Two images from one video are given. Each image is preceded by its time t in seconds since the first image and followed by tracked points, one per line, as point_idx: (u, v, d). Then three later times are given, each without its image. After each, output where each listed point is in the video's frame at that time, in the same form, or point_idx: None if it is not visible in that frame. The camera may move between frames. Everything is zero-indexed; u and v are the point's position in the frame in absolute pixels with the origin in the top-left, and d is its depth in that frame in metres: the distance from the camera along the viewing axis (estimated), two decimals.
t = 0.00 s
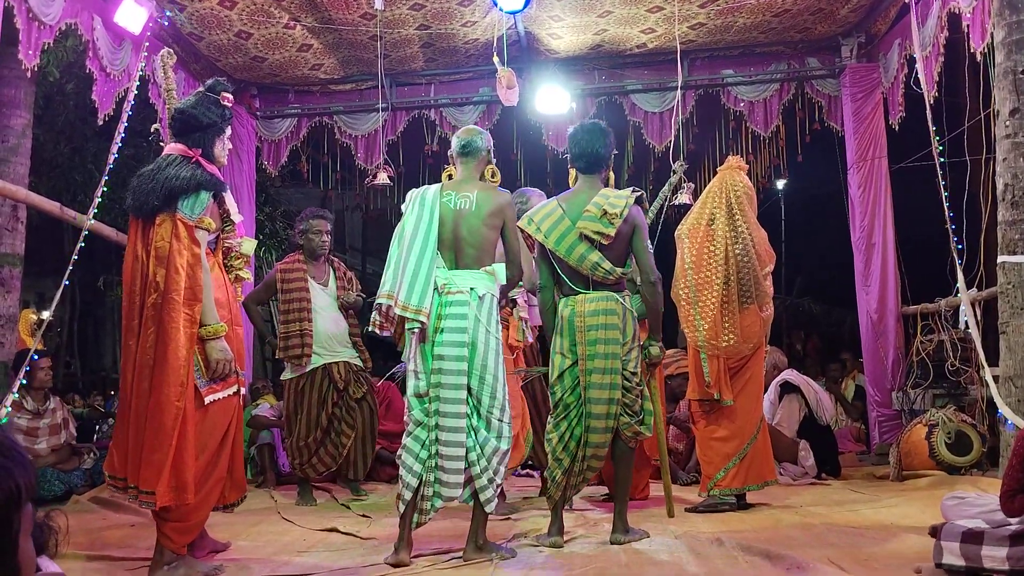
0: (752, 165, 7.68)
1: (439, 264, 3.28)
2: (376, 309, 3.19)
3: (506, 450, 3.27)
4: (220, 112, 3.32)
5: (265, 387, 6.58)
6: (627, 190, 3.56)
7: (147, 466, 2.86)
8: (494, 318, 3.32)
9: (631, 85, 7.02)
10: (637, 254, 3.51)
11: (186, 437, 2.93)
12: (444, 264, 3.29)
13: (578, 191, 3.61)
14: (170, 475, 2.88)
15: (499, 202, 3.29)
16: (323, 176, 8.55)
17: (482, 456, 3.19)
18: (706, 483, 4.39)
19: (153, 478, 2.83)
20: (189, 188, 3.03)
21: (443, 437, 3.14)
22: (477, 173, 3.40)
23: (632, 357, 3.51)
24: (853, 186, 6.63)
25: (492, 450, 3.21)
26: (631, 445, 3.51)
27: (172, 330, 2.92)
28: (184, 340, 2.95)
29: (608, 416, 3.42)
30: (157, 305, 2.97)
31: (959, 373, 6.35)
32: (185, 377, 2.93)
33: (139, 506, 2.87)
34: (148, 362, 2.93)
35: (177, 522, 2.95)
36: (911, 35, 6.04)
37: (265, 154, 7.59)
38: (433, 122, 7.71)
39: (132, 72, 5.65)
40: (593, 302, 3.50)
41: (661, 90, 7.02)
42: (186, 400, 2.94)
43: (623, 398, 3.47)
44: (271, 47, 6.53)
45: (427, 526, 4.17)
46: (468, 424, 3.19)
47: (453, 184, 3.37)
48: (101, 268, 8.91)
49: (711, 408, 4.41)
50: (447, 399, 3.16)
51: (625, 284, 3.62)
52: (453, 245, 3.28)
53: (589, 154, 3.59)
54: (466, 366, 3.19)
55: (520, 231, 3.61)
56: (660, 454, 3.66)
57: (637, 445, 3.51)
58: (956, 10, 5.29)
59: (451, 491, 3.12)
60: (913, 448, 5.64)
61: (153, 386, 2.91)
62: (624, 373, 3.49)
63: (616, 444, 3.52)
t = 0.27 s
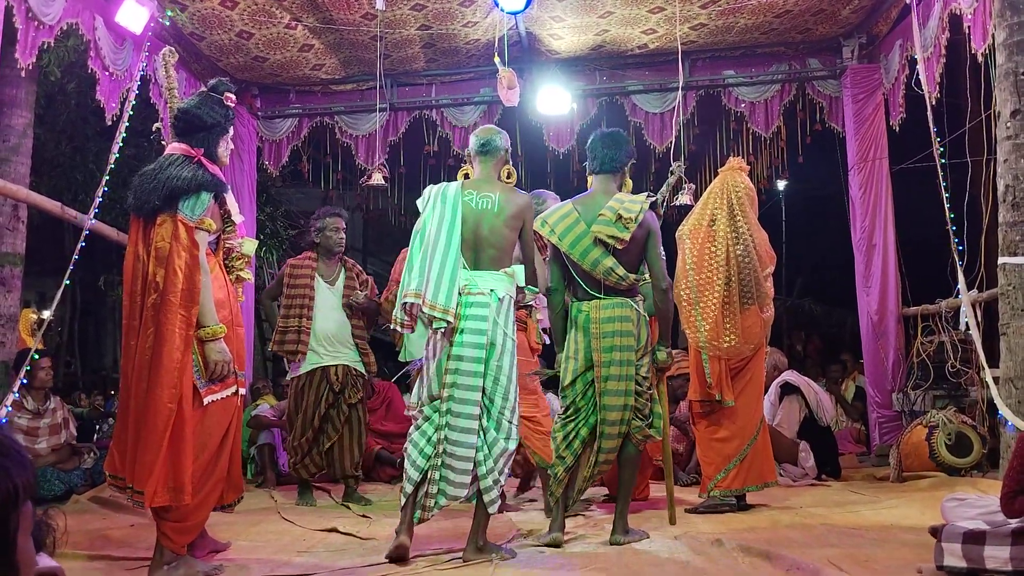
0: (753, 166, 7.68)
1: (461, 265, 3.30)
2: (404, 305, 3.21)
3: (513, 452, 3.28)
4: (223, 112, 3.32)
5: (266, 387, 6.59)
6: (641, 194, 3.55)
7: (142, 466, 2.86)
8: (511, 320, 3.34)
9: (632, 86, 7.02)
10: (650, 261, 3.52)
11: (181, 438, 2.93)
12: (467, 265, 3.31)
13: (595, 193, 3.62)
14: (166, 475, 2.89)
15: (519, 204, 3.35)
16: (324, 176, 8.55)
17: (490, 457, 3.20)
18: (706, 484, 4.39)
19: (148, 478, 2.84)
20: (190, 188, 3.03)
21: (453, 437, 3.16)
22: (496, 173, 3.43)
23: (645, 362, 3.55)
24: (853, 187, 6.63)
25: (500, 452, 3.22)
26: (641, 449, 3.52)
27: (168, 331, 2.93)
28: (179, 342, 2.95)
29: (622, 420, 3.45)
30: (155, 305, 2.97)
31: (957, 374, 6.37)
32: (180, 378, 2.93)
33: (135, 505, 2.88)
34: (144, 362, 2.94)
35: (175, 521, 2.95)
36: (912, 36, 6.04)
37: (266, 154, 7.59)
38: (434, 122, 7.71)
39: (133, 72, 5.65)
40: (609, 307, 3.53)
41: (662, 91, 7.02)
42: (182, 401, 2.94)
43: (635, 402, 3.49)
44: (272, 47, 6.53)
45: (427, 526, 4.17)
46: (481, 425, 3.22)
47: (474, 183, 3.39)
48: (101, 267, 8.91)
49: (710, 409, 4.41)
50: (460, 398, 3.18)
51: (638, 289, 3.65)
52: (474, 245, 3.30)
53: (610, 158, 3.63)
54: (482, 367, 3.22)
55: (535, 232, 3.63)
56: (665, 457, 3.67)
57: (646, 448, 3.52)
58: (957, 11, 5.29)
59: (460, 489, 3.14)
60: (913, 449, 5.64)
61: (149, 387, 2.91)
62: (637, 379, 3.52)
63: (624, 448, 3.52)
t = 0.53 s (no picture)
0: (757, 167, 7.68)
1: (475, 266, 3.30)
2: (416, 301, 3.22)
3: (520, 453, 3.28)
4: (229, 111, 3.33)
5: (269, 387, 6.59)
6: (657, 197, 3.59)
7: (144, 465, 2.87)
8: (520, 322, 3.36)
9: (635, 86, 7.02)
10: (663, 262, 3.57)
11: (185, 438, 2.93)
12: (480, 268, 3.31)
13: (609, 194, 3.64)
14: (169, 476, 2.90)
15: (530, 207, 3.37)
16: (327, 176, 8.56)
17: (497, 459, 3.20)
18: (710, 485, 4.39)
19: (151, 478, 2.84)
20: (196, 188, 3.04)
21: (465, 439, 3.20)
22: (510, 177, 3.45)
23: (655, 363, 3.58)
24: (857, 188, 6.62)
25: (507, 454, 3.22)
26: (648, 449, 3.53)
27: (173, 331, 2.93)
28: (183, 342, 2.96)
29: (632, 420, 3.47)
30: (161, 305, 2.97)
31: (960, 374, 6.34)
32: (184, 378, 2.93)
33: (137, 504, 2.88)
34: (149, 362, 2.94)
35: (178, 521, 2.96)
36: (917, 37, 6.03)
37: (270, 154, 7.60)
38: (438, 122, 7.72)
39: (138, 72, 5.65)
40: (622, 307, 3.54)
41: (665, 91, 7.02)
42: (185, 401, 2.94)
43: (644, 402, 3.52)
44: (276, 48, 6.54)
45: (430, 527, 4.17)
46: (488, 426, 3.23)
47: (489, 185, 3.40)
48: (104, 267, 8.93)
49: (714, 409, 4.41)
50: (468, 399, 3.21)
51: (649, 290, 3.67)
52: (486, 247, 3.31)
53: (625, 160, 3.65)
54: (491, 369, 3.23)
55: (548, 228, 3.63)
56: (671, 458, 3.69)
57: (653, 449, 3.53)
58: (961, 12, 5.29)
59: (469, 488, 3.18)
60: (916, 451, 5.64)
61: (153, 388, 2.91)
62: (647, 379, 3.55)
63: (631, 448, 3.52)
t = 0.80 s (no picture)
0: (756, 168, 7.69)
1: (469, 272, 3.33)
2: (411, 311, 3.32)
3: (520, 453, 3.27)
4: (229, 113, 3.33)
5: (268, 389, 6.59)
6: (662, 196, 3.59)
7: (150, 467, 2.86)
8: (518, 324, 3.35)
9: (634, 88, 7.03)
10: (667, 260, 3.57)
11: (189, 440, 2.93)
12: (474, 272, 3.33)
13: (613, 194, 3.67)
14: (173, 478, 2.89)
15: (527, 209, 3.35)
16: (326, 179, 8.57)
17: (496, 459, 3.19)
18: (710, 487, 4.39)
19: (158, 480, 2.84)
20: (196, 190, 3.04)
21: (468, 440, 3.21)
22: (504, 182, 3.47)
23: (655, 362, 3.56)
24: (856, 190, 6.62)
25: (507, 453, 3.22)
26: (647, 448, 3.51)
27: (178, 332, 2.93)
28: (188, 343, 2.96)
29: (628, 419, 3.45)
30: (164, 306, 2.97)
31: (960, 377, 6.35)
32: (189, 380, 2.94)
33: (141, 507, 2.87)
34: (153, 364, 2.94)
35: (181, 524, 2.95)
36: (915, 39, 6.03)
37: (269, 156, 7.61)
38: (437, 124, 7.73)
39: (137, 74, 5.66)
40: (622, 305, 3.54)
41: (665, 93, 7.03)
42: (189, 403, 2.93)
43: (641, 402, 3.49)
44: (276, 49, 6.54)
45: (428, 529, 4.16)
46: (487, 427, 3.22)
47: (482, 192, 3.42)
48: (104, 268, 8.93)
49: (714, 411, 4.41)
50: (469, 400, 3.23)
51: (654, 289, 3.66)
52: (481, 251, 3.32)
53: (627, 160, 3.64)
54: (489, 369, 3.23)
55: (553, 227, 3.68)
56: (671, 460, 3.68)
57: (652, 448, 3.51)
58: (960, 14, 5.29)
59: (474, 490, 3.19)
60: (915, 454, 5.63)
61: (157, 389, 2.91)
62: (646, 378, 3.53)
63: (630, 447, 3.51)
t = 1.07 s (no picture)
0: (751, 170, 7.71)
1: (455, 273, 3.37)
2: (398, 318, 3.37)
3: (511, 448, 3.29)
4: (223, 112, 3.32)
5: (263, 390, 6.59)
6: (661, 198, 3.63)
7: (146, 470, 2.86)
8: (506, 324, 3.37)
9: (630, 89, 7.04)
10: (662, 262, 3.57)
11: (185, 442, 2.92)
12: (460, 274, 3.38)
13: (611, 194, 3.68)
14: (170, 481, 2.89)
15: (512, 211, 3.37)
16: (322, 179, 8.57)
17: (488, 454, 3.21)
18: (705, 488, 4.40)
19: (154, 482, 2.83)
20: (191, 192, 3.04)
21: (457, 437, 3.24)
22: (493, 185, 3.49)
23: (648, 362, 3.55)
24: (851, 192, 6.64)
25: (499, 448, 3.24)
26: (638, 447, 3.50)
27: (173, 333, 2.92)
28: (183, 345, 2.95)
29: (620, 418, 3.45)
30: (158, 307, 2.96)
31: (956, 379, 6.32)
32: (185, 382, 2.93)
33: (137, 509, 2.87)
34: (148, 366, 2.93)
35: (177, 525, 2.95)
36: (910, 40, 6.05)
37: (265, 157, 7.61)
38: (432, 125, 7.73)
39: (132, 74, 5.65)
40: (616, 305, 3.54)
41: (660, 95, 7.04)
42: (185, 405, 2.93)
43: (633, 403, 3.49)
44: (271, 50, 6.54)
45: (423, 530, 4.16)
46: (476, 423, 3.24)
47: (468, 195, 3.45)
48: (99, 268, 8.91)
49: (708, 412, 4.40)
50: (459, 400, 3.25)
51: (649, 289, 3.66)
52: (468, 253, 3.36)
53: (625, 161, 3.65)
54: (476, 367, 3.26)
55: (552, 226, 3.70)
56: (664, 461, 3.70)
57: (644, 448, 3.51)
58: (955, 16, 5.30)
59: (466, 488, 3.21)
60: (910, 454, 5.66)
61: (153, 391, 2.91)
62: (638, 378, 3.52)
63: (622, 446, 3.51)
